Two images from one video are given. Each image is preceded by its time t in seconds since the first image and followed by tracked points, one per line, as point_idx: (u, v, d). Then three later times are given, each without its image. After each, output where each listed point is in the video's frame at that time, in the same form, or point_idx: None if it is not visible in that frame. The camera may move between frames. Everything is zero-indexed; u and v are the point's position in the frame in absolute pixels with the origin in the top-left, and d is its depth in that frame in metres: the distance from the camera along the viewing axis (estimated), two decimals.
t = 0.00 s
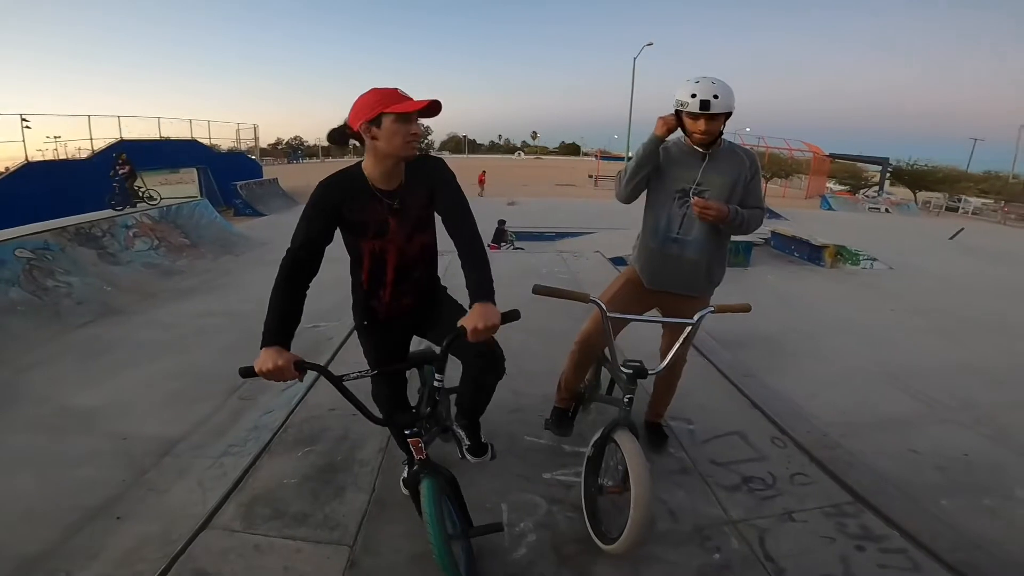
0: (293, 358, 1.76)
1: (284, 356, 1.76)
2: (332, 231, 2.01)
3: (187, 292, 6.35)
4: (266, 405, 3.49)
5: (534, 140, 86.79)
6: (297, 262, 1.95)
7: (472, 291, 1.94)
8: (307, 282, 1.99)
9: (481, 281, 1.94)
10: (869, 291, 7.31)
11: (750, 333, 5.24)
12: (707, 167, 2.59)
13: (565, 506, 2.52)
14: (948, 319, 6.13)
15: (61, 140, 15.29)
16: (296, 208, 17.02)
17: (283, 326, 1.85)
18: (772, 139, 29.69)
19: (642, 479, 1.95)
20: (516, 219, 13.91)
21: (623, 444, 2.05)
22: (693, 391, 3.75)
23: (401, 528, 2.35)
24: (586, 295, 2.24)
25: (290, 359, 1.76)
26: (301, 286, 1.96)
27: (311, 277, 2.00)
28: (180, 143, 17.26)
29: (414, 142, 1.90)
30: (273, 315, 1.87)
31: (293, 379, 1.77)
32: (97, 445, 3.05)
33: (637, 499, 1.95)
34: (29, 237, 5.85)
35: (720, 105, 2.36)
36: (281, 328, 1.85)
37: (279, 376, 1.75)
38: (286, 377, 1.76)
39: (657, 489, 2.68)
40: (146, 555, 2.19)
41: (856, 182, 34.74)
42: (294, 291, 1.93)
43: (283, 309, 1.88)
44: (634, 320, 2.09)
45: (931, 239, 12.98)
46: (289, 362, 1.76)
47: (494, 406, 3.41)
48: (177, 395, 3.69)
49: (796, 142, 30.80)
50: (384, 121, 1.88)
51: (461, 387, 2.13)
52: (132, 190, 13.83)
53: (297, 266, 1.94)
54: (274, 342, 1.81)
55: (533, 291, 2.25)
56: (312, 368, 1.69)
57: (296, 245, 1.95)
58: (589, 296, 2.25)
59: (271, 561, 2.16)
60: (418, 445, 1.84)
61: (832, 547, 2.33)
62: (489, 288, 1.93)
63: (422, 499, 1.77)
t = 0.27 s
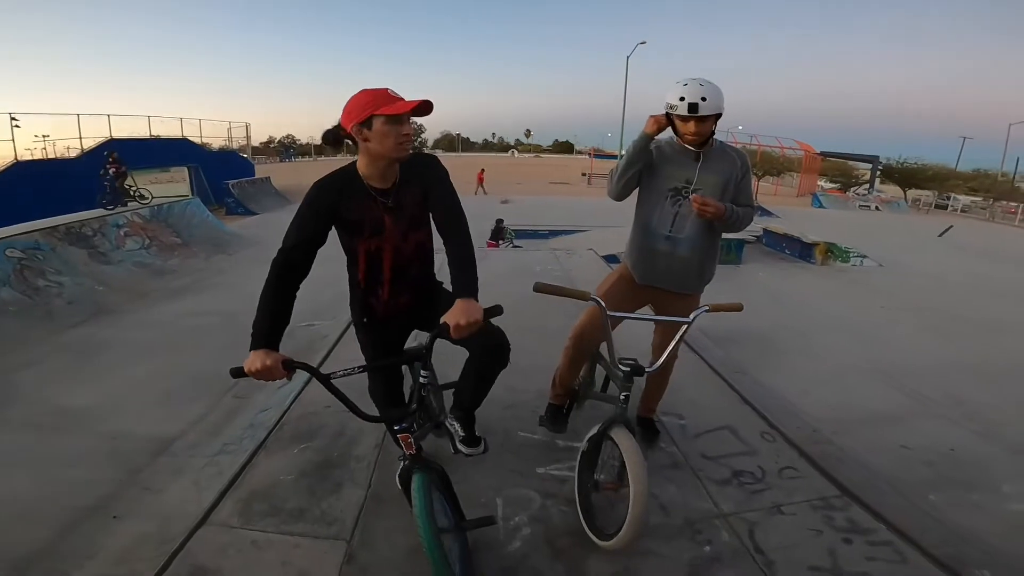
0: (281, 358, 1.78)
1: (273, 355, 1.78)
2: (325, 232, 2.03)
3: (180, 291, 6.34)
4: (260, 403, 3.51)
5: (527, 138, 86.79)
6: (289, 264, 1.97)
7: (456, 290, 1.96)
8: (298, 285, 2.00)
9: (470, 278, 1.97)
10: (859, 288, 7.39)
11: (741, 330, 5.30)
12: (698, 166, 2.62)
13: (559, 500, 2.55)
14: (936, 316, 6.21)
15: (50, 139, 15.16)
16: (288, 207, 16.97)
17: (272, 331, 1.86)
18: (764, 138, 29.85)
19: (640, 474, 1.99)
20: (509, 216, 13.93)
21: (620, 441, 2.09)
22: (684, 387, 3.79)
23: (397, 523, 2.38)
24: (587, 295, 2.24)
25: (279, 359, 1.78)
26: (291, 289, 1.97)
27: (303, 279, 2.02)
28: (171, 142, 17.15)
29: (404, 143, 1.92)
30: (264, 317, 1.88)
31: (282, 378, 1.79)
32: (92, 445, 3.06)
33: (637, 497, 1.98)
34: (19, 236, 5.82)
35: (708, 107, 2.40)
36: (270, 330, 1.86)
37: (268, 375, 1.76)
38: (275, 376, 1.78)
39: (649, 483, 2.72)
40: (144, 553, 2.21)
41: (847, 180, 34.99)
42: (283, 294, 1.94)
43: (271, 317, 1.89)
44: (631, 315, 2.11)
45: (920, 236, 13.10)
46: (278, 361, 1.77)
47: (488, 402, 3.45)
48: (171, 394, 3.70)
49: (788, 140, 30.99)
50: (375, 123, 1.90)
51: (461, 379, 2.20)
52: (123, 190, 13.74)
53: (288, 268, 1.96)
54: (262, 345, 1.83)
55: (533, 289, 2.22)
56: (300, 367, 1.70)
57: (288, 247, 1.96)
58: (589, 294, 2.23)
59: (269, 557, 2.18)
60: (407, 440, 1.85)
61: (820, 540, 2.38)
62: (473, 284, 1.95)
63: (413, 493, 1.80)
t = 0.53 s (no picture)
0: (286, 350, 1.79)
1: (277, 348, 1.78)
2: (320, 228, 2.05)
3: (172, 291, 6.31)
4: (254, 402, 3.51)
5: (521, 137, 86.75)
6: (284, 261, 1.99)
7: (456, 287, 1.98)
8: (295, 281, 2.02)
9: (466, 275, 1.98)
10: (850, 285, 7.46)
11: (733, 327, 5.35)
12: (691, 165, 2.64)
13: (552, 496, 2.57)
14: (925, 313, 6.27)
15: (39, 138, 15.04)
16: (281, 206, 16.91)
17: (273, 324, 1.88)
18: (756, 137, 30.00)
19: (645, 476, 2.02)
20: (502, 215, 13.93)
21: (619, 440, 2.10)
22: (676, 383, 3.82)
23: (391, 519, 2.39)
24: (594, 295, 2.20)
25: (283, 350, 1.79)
26: (288, 285, 1.99)
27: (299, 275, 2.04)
28: (162, 141, 17.05)
29: (386, 139, 1.92)
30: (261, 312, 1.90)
31: (285, 370, 1.80)
32: (84, 445, 3.05)
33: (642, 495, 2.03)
34: (8, 236, 5.78)
35: (701, 106, 2.43)
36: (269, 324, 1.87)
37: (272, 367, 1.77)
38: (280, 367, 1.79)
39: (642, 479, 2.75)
40: (138, 551, 2.21)
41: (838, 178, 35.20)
42: (281, 289, 1.96)
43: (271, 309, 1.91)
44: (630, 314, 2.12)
45: (911, 234, 13.21)
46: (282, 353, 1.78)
47: (481, 399, 3.46)
48: (164, 393, 3.69)
49: (780, 139, 31.15)
50: (358, 119, 1.92)
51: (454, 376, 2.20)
52: (113, 189, 13.65)
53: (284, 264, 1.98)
54: (266, 337, 1.85)
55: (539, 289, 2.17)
56: (304, 359, 1.72)
57: (283, 243, 1.98)
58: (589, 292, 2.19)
59: (263, 554, 2.19)
60: (407, 434, 1.88)
61: (809, 534, 2.41)
62: (473, 279, 1.97)
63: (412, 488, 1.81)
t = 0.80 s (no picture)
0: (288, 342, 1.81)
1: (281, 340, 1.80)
2: (315, 226, 2.07)
3: (164, 290, 6.29)
4: (246, 401, 3.51)
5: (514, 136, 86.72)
6: (281, 259, 2.01)
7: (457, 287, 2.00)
8: (292, 278, 2.04)
9: (464, 274, 2.00)
10: (840, 282, 7.52)
11: (724, 324, 5.39)
12: (681, 163, 2.67)
13: (544, 492, 2.60)
14: (914, 310, 6.34)
15: (27, 137, 14.90)
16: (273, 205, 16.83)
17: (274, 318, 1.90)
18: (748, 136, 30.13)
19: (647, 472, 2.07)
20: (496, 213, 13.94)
21: (617, 438, 2.13)
22: (668, 380, 3.86)
23: (385, 516, 2.40)
24: (597, 293, 2.18)
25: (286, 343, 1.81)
26: (286, 281, 2.01)
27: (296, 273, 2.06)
28: (152, 139, 16.93)
29: (374, 136, 1.93)
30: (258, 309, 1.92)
31: (287, 363, 1.82)
32: (76, 445, 3.04)
33: (645, 492, 2.07)
34: None
35: (691, 100, 2.44)
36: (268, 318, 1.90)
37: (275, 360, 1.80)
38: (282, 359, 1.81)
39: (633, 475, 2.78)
40: (131, 551, 2.21)
41: (830, 176, 35.44)
42: (279, 286, 1.98)
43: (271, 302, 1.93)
44: (634, 312, 2.14)
45: (901, 232, 13.33)
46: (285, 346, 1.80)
47: (474, 396, 3.48)
48: (156, 393, 3.69)
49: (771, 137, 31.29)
50: (346, 117, 1.94)
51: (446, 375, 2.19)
52: (103, 188, 13.54)
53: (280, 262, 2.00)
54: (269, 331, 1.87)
55: (544, 289, 2.12)
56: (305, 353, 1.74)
57: (280, 241, 2.00)
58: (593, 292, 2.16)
59: (257, 551, 2.20)
60: (405, 430, 1.93)
61: (798, 529, 2.44)
62: (473, 278, 2.00)
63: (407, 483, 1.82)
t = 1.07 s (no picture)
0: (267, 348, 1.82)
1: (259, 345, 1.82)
2: (307, 227, 2.07)
3: (155, 291, 6.25)
4: (239, 401, 3.51)
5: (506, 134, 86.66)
6: (271, 261, 2.01)
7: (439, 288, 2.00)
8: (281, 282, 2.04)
9: (448, 275, 2.00)
10: (830, 280, 7.59)
11: (715, 322, 5.43)
12: (672, 161, 2.69)
13: (537, 489, 2.61)
14: (903, 307, 6.41)
15: (14, 136, 14.75)
16: (264, 204, 16.76)
17: (258, 322, 1.90)
18: (740, 134, 30.29)
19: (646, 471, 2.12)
20: (489, 212, 13.94)
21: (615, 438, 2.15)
22: (660, 377, 3.89)
23: (378, 515, 2.41)
24: (598, 293, 2.16)
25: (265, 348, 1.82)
26: (275, 283, 2.02)
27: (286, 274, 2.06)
28: (142, 139, 16.81)
29: (365, 137, 1.94)
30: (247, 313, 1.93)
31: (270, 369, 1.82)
32: (67, 446, 3.03)
33: (646, 489, 2.13)
34: None
35: (682, 96, 2.47)
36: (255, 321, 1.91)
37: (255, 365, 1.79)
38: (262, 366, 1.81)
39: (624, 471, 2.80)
40: (124, 552, 2.21)
41: (820, 174, 35.69)
42: (267, 288, 1.99)
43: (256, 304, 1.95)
44: (632, 312, 2.18)
45: (890, 230, 13.44)
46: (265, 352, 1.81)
47: (467, 395, 3.49)
48: (148, 394, 3.67)
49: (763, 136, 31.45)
50: (338, 119, 1.95)
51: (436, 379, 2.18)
52: (92, 188, 13.44)
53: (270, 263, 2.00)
54: (249, 337, 1.87)
55: (551, 292, 2.08)
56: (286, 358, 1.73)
57: (270, 241, 2.01)
58: (598, 294, 2.16)
59: (251, 551, 2.20)
60: (392, 433, 1.90)
61: (788, 525, 2.48)
62: (456, 279, 1.99)
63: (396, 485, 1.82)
